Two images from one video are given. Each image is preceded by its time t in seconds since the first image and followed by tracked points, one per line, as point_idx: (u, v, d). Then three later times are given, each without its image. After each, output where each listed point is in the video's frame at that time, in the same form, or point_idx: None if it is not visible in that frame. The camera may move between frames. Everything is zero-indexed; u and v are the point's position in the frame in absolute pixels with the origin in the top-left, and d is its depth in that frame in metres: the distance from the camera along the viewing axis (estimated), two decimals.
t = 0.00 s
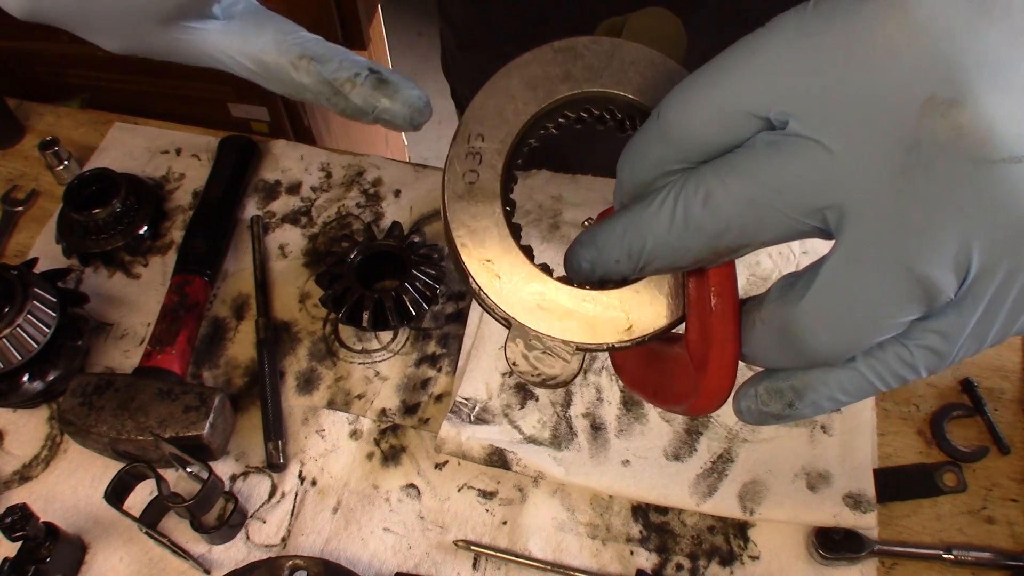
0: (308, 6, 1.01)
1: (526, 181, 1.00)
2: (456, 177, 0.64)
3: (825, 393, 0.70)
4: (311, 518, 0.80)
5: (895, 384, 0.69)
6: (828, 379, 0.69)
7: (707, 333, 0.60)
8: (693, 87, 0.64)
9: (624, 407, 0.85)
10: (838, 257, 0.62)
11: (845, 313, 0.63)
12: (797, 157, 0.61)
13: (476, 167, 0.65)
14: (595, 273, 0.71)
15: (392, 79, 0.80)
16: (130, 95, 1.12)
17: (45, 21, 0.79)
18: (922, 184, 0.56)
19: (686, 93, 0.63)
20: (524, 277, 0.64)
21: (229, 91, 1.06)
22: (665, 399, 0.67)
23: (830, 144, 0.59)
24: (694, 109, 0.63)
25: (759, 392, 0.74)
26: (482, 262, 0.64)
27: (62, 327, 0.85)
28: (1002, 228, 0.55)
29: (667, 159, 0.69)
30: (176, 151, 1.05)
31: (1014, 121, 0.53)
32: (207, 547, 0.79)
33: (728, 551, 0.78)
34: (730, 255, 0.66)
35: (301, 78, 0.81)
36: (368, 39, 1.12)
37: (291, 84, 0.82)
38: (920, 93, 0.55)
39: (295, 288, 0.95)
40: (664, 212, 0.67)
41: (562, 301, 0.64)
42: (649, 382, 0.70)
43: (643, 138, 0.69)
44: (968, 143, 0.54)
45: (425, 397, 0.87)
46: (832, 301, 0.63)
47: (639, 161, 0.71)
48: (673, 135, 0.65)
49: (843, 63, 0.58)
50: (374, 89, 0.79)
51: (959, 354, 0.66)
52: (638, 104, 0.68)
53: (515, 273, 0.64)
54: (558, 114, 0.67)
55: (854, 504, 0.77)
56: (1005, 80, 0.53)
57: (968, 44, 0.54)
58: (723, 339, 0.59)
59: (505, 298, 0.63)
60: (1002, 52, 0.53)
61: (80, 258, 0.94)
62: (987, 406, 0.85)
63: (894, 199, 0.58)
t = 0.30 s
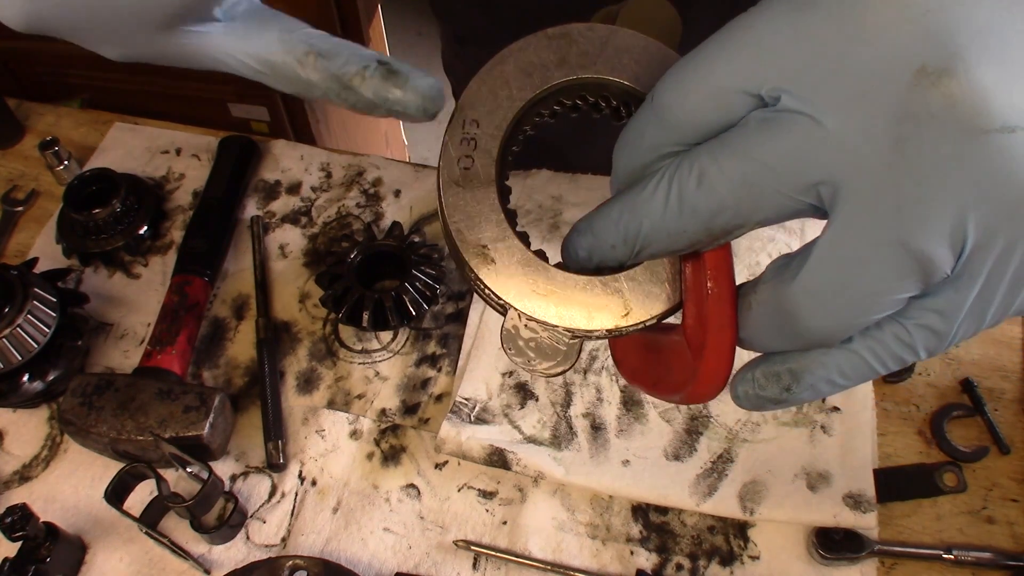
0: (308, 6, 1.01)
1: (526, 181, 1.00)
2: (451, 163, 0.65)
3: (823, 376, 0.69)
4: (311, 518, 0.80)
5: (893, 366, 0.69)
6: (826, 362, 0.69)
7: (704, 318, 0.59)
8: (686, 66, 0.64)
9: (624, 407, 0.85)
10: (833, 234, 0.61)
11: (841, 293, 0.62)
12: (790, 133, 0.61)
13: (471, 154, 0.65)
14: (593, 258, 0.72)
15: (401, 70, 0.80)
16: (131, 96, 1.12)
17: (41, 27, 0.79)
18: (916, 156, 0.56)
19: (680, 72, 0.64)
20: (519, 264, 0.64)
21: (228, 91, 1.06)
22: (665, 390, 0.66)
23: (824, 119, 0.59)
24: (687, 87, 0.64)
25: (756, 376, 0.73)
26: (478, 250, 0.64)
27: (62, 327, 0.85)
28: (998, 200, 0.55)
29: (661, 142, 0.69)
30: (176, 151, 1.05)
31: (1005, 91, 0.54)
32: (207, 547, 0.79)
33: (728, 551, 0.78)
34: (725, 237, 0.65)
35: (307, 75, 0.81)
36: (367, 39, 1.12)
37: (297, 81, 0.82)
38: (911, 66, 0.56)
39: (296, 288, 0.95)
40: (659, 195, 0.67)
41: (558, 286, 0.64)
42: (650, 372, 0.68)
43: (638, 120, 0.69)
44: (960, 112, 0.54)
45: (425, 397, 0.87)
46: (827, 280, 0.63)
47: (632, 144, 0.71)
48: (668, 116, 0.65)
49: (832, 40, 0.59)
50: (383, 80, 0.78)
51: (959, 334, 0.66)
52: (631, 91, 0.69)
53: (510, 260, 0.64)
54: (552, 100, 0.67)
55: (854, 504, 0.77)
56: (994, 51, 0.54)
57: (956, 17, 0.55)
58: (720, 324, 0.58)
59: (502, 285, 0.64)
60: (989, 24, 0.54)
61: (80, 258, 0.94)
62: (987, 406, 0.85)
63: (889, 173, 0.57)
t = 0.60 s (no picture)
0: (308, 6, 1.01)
1: (527, 181, 1.00)
2: (443, 152, 0.67)
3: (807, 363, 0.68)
4: (311, 518, 0.80)
5: (878, 354, 0.68)
6: (812, 347, 0.67)
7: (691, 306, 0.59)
8: (674, 54, 0.65)
9: (624, 407, 0.85)
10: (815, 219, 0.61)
11: (824, 279, 0.62)
12: (775, 119, 0.61)
13: (463, 143, 0.68)
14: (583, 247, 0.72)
15: (422, 75, 0.75)
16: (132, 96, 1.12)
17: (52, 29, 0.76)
18: (897, 140, 0.56)
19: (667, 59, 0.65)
20: (509, 251, 0.65)
21: (228, 91, 1.06)
22: (654, 377, 0.66)
23: (809, 105, 0.60)
24: (674, 73, 0.64)
25: (743, 363, 0.71)
26: (467, 235, 0.65)
27: (62, 327, 0.85)
28: (979, 186, 0.55)
29: (649, 131, 0.69)
30: (177, 151, 1.05)
31: (986, 76, 0.54)
32: (207, 547, 0.79)
33: (728, 551, 0.78)
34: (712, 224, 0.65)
35: (325, 82, 0.78)
36: (368, 39, 1.11)
37: (313, 86, 0.79)
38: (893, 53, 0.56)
39: (295, 288, 0.95)
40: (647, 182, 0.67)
41: (547, 273, 0.65)
42: (641, 361, 0.68)
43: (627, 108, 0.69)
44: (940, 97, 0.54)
45: (425, 397, 0.87)
46: (810, 266, 0.62)
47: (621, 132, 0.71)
48: (655, 103, 0.66)
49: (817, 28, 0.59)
50: (403, 86, 0.74)
51: (943, 323, 0.65)
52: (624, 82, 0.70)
53: (500, 246, 0.65)
54: (545, 90, 0.69)
55: (854, 504, 0.77)
56: (975, 36, 0.54)
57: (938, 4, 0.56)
58: (708, 311, 0.57)
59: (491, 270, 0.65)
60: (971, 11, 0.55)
61: (80, 258, 0.94)
62: (987, 406, 0.85)
63: (871, 157, 0.58)
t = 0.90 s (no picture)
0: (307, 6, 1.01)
1: (527, 181, 1.00)
2: (449, 157, 0.65)
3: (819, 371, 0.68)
4: (311, 517, 0.80)
5: (891, 362, 0.68)
6: (824, 356, 0.67)
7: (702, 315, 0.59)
8: (685, 60, 0.65)
9: (624, 407, 0.85)
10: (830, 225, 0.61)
11: (838, 285, 0.62)
12: (787, 124, 0.61)
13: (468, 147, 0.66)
14: (591, 254, 0.72)
15: (395, 89, 0.79)
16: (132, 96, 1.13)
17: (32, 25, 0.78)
18: (914, 146, 0.56)
19: (679, 64, 0.65)
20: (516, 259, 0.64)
21: (228, 91, 1.06)
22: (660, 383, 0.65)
23: (824, 111, 0.60)
24: (686, 79, 0.64)
25: (755, 372, 0.71)
26: (474, 243, 0.64)
27: (62, 327, 0.85)
28: (995, 191, 0.55)
29: (659, 137, 0.69)
30: (176, 151, 1.05)
31: (1002, 83, 0.54)
32: (207, 547, 0.79)
33: (728, 551, 0.78)
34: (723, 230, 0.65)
35: (300, 89, 0.80)
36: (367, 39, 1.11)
37: (288, 94, 0.82)
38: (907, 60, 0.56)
39: (296, 288, 0.95)
40: (657, 187, 0.67)
41: (555, 280, 0.64)
42: (647, 367, 0.68)
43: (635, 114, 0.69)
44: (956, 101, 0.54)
45: (425, 397, 0.87)
46: (823, 272, 0.62)
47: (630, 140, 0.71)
48: (667, 108, 0.65)
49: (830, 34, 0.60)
50: (376, 99, 0.78)
51: (957, 330, 0.65)
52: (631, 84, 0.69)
53: (506, 254, 0.64)
54: (550, 93, 0.68)
55: (854, 504, 0.77)
56: (991, 43, 0.55)
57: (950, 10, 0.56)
58: (718, 319, 0.58)
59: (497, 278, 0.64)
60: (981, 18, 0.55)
61: (80, 258, 0.94)
62: (987, 406, 0.85)
63: (887, 162, 0.57)
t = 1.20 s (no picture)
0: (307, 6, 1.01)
1: (527, 181, 1.00)
2: (450, 162, 0.65)
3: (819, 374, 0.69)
4: (311, 517, 0.80)
5: (891, 363, 0.68)
6: (824, 358, 0.67)
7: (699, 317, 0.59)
8: (684, 64, 0.65)
9: (624, 407, 0.85)
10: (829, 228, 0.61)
11: (837, 288, 0.62)
12: (787, 129, 0.61)
13: (469, 152, 0.66)
14: (591, 258, 0.71)
15: (411, 88, 0.78)
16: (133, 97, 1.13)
17: (51, 30, 0.75)
18: (912, 151, 0.56)
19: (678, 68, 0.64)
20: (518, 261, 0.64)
21: (228, 91, 1.06)
22: (662, 383, 0.66)
23: (823, 115, 0.59)
24: (686, 84, 0.64)
25: (755, 375, 0.72)
26: (475, 247, 0.64)
27: (62, 327, 0.85)
28: (993, 195, 0.55)
29: (658, 140, 0.69)
30: (177, 151, 1.05)
31: (1000, 86, 0.54)
32: (207, 547, 0.79)
33: (728, 551, 0.78)
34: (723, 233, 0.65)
35: (317, 90, 0.79)
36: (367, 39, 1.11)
37: (305, 94, 0.80)
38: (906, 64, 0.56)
39: (295, 288, 0.95)
40: (657, 190, 0.67)
41: (556, 283, 0.64)
42: (649, 368, 0.68)
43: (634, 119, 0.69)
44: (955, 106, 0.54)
45: (425, 397, 0.87)
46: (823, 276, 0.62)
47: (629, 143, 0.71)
48: (666, 112, 0.65)
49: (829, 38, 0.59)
50: (391, 99, 0.77)
51: (956, 330, 0.65)
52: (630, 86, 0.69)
53: (508, 257, 0.65)
54: (551, 97, 0.67)
55: (854, 504, 0.77)
56: (988, 46, 0.54)
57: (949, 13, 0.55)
58: (719, 320, 0.57)
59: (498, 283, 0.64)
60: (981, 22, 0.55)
61: (80, 258, 0.94)
62: (987, 406, 0.85)
63: (886, 167, 0.57)
